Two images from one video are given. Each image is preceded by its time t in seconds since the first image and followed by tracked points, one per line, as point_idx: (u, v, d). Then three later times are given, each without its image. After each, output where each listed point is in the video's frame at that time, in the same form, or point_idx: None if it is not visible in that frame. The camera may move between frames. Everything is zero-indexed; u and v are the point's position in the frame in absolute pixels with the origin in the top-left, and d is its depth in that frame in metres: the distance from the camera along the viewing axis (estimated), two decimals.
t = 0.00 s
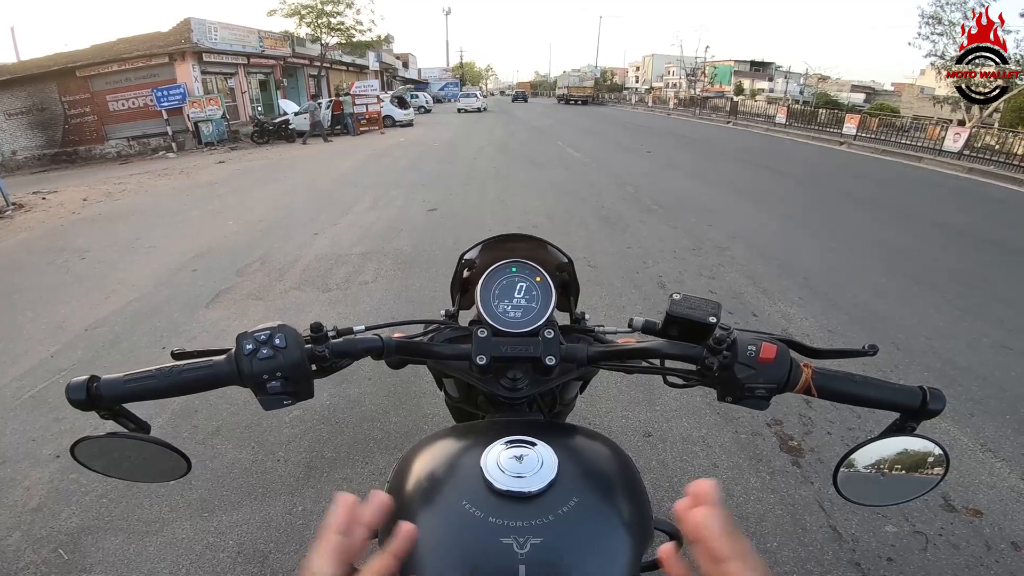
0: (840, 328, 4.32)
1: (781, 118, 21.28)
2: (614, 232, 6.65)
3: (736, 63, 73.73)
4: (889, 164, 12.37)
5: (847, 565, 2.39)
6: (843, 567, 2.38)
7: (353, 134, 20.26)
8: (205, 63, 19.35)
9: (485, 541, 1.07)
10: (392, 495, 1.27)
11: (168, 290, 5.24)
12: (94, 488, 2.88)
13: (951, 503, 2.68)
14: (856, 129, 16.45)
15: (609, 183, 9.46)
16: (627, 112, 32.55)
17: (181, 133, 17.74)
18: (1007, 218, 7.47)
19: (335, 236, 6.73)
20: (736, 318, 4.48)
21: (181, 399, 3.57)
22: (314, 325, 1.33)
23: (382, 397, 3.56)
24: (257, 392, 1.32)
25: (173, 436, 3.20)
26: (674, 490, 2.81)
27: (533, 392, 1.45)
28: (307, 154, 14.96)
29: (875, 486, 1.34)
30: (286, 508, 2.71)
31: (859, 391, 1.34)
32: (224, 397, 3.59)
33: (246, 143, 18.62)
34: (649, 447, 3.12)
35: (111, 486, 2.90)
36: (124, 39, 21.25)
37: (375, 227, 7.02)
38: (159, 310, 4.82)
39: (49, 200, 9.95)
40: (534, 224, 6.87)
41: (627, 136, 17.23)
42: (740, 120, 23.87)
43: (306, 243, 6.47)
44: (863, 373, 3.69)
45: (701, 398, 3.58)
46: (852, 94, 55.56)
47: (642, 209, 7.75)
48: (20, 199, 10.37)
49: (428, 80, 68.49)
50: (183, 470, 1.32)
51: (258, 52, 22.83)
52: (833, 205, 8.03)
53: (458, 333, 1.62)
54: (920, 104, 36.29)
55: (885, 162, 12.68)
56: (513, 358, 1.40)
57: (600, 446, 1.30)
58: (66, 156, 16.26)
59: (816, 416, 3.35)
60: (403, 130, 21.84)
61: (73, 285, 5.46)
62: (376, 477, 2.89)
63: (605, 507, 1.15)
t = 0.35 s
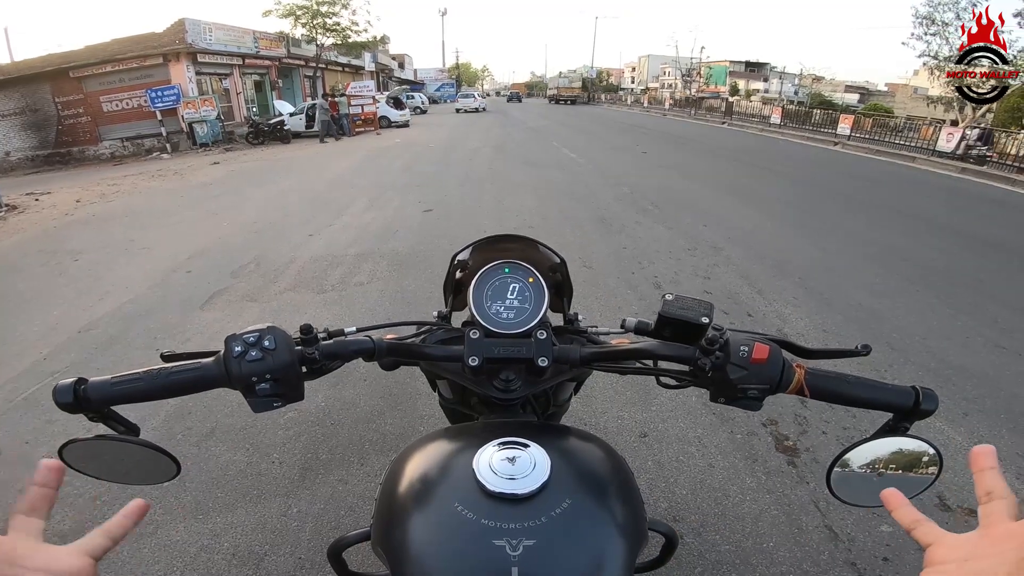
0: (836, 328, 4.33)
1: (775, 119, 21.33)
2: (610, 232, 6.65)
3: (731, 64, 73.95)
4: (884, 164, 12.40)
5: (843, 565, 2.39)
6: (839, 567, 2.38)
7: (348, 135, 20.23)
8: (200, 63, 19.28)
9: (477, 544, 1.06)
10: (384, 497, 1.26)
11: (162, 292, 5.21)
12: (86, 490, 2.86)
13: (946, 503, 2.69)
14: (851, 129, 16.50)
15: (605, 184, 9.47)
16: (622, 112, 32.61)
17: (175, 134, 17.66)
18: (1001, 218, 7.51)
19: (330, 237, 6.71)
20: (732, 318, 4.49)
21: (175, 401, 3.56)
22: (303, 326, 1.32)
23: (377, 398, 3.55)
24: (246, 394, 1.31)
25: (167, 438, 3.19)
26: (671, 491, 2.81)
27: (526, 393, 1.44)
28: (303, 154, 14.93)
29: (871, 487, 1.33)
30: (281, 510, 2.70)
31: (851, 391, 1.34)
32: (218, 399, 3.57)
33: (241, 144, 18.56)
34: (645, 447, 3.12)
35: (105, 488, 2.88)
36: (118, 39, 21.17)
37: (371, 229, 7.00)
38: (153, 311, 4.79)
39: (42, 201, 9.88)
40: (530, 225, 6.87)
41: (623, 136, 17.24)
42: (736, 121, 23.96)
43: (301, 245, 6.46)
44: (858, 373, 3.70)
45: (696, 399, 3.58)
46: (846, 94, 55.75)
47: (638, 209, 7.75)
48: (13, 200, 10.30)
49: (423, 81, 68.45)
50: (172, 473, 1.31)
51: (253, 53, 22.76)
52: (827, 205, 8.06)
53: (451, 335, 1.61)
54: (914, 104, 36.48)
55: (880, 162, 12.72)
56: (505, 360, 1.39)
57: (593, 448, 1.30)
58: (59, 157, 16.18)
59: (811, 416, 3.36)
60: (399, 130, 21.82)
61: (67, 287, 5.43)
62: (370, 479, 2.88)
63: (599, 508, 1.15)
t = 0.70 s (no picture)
0: (833, 326, 4.33)
1: (771, 118, 21.35)
2: (608, 232, 6.65)
3: (727, 63, 74.08)
4: (880, 162, 12.43)
5: (843, 564, 2.39)
6: (839, 565, 2.38)
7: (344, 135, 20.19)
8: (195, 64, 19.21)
9: (479, 545, 1.05)
10: (384, 499, 1.25)
11: (158, 293, 5.19)
12: (83, 492, 2.85)
13: (945, 501, 2.69)
14: (846, 128, 16.54)
15: (602, 183, 9.47)
16: (618, 112, 32.65)
17: (171, 135, 17.60)
18: (996, 216, 7.53)
19: (327, 237, 6.70)
20: (729, 316, 4.49)
21: (171, 403, 3.53)
22: (300, 327, 1.31)
23: (375, 399, 3.54)
24: (243, 396, 1.30)
25: (164, 440, 3.17)
26: (670, 490, 2.80)
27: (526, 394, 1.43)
28: (299, 154, 14.90)
29: (870, 486, 1.33)
30: (279, 512, 2.69)
31: (854, 391, 1.33)
32: (215, 401, 3.55)
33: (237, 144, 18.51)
34: (644, 446, 3.11)
35: (101, 491, 2.86)
36: (112, 40, 21.07)
37: (367, 229, 6.98)
38: (149, 313, 4.77)
39: (36, 202, 9.83)
40: (527, 225, 6.86)
41: (620, 135, 17.24)
42: (732, 120, 24.00)
43: (298, 245, 6.44)
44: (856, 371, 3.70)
45: (695, 398, 3.57)
46: (841, 93, 55.94)
47: (635, 208, 7.75)
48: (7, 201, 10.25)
49: (419, 81, 68.37)
50: (168, 476, 1.30)
51: (248, 53, 22.69)
52: (824, 203, 8.07)
53: (450, 335, 1.61)
54: (908, 102, 36.62)
55: (875, 160, 12.75)
56: (505, 360, 1.38)
57: (594, 448, 1.29)
58: (54, 158, 16.11)
59: (810, 414, 3.36)
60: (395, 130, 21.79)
61: (61, 288, 5.41)
62: (368, 480, 2.87)
63: (601, 509, 1.14)
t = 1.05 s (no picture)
0: (836, 326, 4.34)
1: (773, 117, 21.34)
2: (610, 232, 6.66)
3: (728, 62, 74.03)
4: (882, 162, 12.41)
5: (847, 563, 2.40)
6: (843, 565, 2.39)
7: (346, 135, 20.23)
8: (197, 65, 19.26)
9: (489, 545, 1.07)
10: (393, 501, 1.27)
11: (162, 295, 5.21)
12: (91, 493, 2.87)
13: (948, 501, 2.70)
14: (848, 127, 16.51)
15: (604, 183, 9.48)
16: (619, 112, 32.66)
17: (173, 136, 17.65)
18: (998, 214, 7.52)
19: (330, 238, 6.72)
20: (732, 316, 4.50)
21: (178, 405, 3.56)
22: (314, 331, 1.33)
23: (379, 400, 3.56)
24: (258, 399, 1.32)
25: (172, 441, 3.19)
26: (674, 490, 2.81)
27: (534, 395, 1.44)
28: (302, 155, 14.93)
29: (873, 486, 1.34)
30: (285, 513, 2.70)
31: (858, 392, 1.34)
32: (221, 402, 3.57)
33: (239, 145, 18.55)
34: (648, 446, 3.12)
35: (109, 492, 2.89)
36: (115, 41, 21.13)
37: (370, 230, 7.00)
38: (154, 314, 4.79)
39: (40, 204, 9.88)
40: (529, 225, 6.87)
41: (622, 135, 17.26)
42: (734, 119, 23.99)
43: (301, 246, 6.46)
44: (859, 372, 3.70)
45: (698, 398, 3.58)
46: (843, 92, 55.87)
47: (637, 208, 7.76)
48: (12, 203, 10.29)
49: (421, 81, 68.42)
50: (185, 478, 1.31)
51: (250, 55, 22.74)
52: (826, 203, 8.07)
53: (458, 338, 1.62)
54: (911, 100, 36.54)
55: (878, 159, 12.73)
56: (513, 363, 1.40)
57: (600, 448, 1.31)
58: (57, 160, 16.17)
59: (813, 414, 3.37)
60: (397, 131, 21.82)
61: (67, 290, 5.44)
62: (373, 480, 2.89)
63: (608, 509, 1.16)
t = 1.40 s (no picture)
0: (840, 327, 4.33)
1: (775, 117, 21.30)
2: (613, 233, 6.65)
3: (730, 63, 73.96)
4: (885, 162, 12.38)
5: (852, 565, 2.38)
6: (848, 567, 2.38)
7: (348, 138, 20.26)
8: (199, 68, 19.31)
9: (490, 548, 1.06)
10: (395, 504, 1.27)
11: (166, 298, 5.22)
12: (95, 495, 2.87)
13: (955, 502, 2.68)
14: (851, 127, 16.48)
15: (606, 184, 9.48)
16: (621, 113, 32.66)
17: (176, 139, 17.69)
18: (1001, 214, 7.50)
19: (332, 241, 6.73)
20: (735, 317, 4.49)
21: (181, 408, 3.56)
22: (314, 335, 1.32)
23: (382, 402, 3.56)
24: (259, 403, 1.32)
25: (175, 444, 3.20)
26: (677, 492, 2.80)
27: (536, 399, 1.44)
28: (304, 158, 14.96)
29: (877, 487, 1.34)
30: (288, 515, 2.70)
31: (863, 395, 1.34)
32: (224, 405, 3.57)
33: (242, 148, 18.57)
34: (651, 448, 3.11)
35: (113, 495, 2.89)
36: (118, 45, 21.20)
37: (372, 232, 7.00)
38: (158, 317, 4.80)
39: (44, 208, 9.90)
40: (531, 227, 6.87)
41: (623, 136, 17.25)
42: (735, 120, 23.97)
43: (303, 249, 6.47)
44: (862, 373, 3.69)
45: (701, 400, 3.57)
46: (845, 92, 55.74)
47: (640, 210, 7.76)
48: (15, 207, 10.32)
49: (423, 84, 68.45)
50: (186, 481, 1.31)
51: (252, 57, 22.80)
52: (829, 203, 8.04)
53: (460, 341, 1.62)
54: (913, 100, 36.43)
55: (880, 159, 12.69)
56: (515, 366, 1.40)
57: (603, 451, 1.30)
58: (61, 163, 16.21)
59: (817, 415, 3.36)
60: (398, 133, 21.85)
61: (71, 293, 5.45)
62: (376, 483, 2.89)
63: (611, 512, 1.15)
